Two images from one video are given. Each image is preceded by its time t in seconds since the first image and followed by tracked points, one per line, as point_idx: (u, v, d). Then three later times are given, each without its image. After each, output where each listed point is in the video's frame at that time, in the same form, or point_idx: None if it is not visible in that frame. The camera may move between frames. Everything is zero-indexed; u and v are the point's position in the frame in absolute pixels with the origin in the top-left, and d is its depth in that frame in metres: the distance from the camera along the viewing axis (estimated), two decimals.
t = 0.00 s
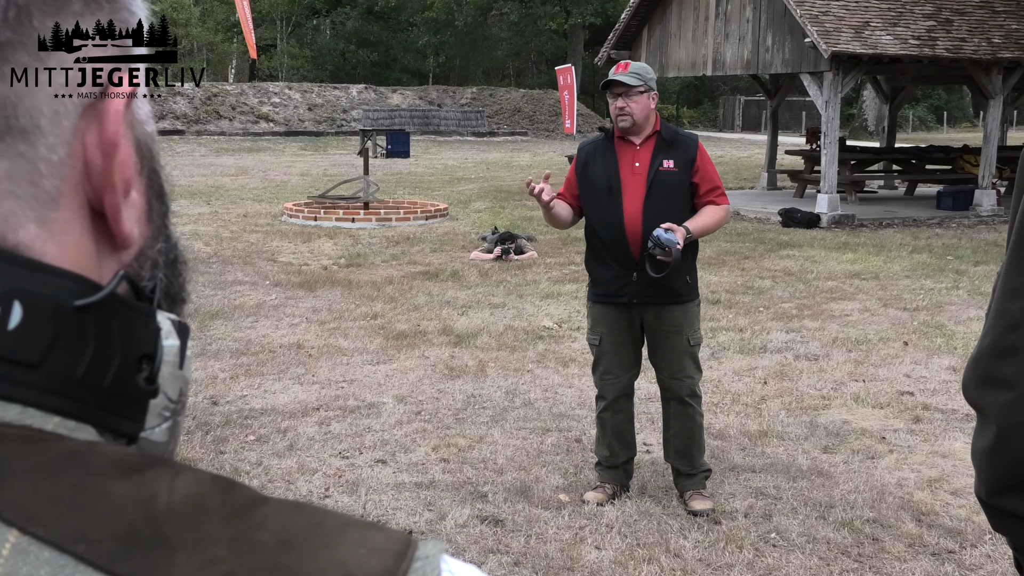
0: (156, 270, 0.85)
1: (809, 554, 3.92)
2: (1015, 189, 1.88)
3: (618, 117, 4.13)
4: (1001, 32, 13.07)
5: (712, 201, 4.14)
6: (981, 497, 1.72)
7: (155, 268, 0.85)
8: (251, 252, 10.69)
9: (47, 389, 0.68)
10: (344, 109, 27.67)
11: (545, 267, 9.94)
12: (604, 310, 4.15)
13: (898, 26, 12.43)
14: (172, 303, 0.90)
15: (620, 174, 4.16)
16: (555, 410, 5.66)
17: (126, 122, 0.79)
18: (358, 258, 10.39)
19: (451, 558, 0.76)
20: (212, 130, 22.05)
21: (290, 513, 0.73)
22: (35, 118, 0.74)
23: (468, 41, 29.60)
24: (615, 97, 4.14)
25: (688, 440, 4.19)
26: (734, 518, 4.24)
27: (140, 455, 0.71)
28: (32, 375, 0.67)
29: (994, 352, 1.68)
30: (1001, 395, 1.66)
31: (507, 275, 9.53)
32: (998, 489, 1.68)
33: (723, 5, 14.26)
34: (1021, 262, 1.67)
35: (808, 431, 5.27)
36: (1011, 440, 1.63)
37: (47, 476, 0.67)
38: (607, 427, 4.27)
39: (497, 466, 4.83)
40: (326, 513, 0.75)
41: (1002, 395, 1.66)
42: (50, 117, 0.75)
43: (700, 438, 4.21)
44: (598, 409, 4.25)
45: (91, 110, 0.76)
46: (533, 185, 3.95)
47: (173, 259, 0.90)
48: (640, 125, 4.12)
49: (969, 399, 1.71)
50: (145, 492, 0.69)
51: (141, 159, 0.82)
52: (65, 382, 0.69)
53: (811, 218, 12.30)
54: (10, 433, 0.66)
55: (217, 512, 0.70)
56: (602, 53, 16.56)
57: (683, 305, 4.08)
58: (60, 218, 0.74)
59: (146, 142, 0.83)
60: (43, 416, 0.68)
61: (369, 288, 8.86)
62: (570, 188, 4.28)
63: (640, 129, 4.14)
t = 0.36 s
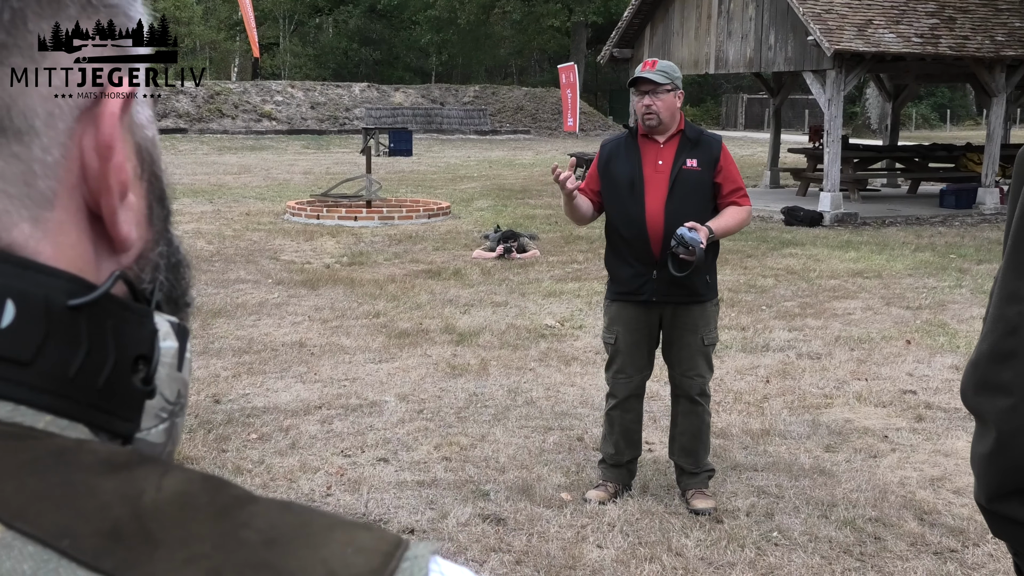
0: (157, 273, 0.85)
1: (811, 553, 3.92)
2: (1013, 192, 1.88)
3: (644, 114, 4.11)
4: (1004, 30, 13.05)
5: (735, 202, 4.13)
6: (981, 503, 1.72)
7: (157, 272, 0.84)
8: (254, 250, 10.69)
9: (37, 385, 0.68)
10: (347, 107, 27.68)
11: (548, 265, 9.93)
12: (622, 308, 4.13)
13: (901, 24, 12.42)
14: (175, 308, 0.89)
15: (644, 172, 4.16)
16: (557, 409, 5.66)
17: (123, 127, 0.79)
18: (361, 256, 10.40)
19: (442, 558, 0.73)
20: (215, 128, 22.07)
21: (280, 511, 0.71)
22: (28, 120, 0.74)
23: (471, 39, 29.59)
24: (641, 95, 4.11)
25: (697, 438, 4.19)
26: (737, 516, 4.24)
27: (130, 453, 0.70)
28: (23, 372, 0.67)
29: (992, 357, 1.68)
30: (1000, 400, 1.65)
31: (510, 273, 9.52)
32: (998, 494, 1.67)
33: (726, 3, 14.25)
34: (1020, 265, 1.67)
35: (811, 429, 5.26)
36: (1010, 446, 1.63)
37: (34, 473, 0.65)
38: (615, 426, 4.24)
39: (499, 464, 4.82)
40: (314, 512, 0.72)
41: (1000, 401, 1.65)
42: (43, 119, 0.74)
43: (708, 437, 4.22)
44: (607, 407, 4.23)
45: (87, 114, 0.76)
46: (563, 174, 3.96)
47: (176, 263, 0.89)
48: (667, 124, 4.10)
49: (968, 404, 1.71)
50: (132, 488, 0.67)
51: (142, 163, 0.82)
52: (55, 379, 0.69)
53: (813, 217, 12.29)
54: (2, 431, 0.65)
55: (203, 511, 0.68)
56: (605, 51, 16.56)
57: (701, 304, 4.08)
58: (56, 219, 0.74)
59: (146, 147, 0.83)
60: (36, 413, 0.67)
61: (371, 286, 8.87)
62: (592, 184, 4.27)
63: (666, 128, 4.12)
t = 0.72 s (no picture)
0: (155, 282, 0.85)
1: (813, 553, 3.91)
2: (1014, 193, 1.88)
3: (653, 115, 4.12)
4: (1007, 30, 13.03)
5: (741, 204, 4.14)
6: (983, 507, 1.72)
7: (154, 280, 0.85)
8: (257, 250, 10.70)
9: (29, 388, 0.68)
10: (350, 106, 27.69)
11: (550, 265, 9.93)
12: (626, 308, 4.13)
13: (903, 24, 12.41)
14: (171, 315, 0.90)
15: (651, 171, 4.16)
16: (560, 409, 5.66)
17: (121, 137, 0.79)
18: (364, 256, 10.40)
19: (427, 558, 0.74)
20: (218, 128, 22.09)
21: (267, 511, 0.71)
22: (27, 128, 0.74)
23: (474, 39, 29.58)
24: (649, 97, 4.12)
25: (699, 438, 4.19)
26: (739, 516, 4.24)
27: (120, 454, 0.70)
28: (19, 375, 0.68)
29: (995, 361, 1.68)
30: (1004, 404, 1.65)
31: (512, 273, 9.52)
32: (1000, 499, 1.68)
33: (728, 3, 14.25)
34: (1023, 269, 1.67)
35: (812, 429, 5.26)
36: (1013, 451, 1.63)
37: (25, 474, 0.65)
38: (617, 425, 4.25)
39: (502, 464, 4.83)
40: (302, 513, 0.72)
41: (1004, 405, 1.65)
42: (43, 127, 0.74)
43: (711, 436, 4.22)
44: (610, 407, 4.24)
45: (85, 124, 0.76)
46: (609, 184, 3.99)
47: (174, 270, 0.90)
48: (674, 126, 4.11)
49: (971, 408, 1.71)
50: (122, 489, 0.67)
51: (140, 173, 0.82)
52: (50, 381, 0.69)
53: (816, 216, 12.28)
54: None
55: (193, 509, 0.68)
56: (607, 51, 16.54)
57: (705, 304, 4.08)
58: (54, 227, 0.74)
59: (146, 156, 0.83)
60: (30, 415, 0.68)
61: (374, 286, 8.87)
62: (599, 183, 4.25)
63: (674, 129, 4.12)
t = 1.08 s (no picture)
0: (143, 284, 0.84)
1: (814, 553, 3.92)
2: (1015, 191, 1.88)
3: (653, 116, 4.12)
4: (1008, 31, 13.02)
5: (740, 205, 4.15)
6: (983, 504, 1.73)
7: (143, 282, 0.84)
8: (259, 250, 10.71)
9: (26, 384, 0.69)
10: (352, 107, 27.70)
11: (552, 266, 9.93)
12: (626, 309, 4.14)
13: (905, 25, 12.40)
14: (160, 316, 0.89)
15: (650, 172, 4.16)
16: (561, 409, 5.67)
17: (112, 141, 0.78)
18: (365, 257, 10.41)
19: (408, 549, 0.77)
20: (220, 129, 22.10)
21: (255, 501, 0.73)
22: (21, 131, 0.74)
23: (476, 39, 29.58)
24: (649, 97, 4.13)
25: (699, 438, 4.20)
26: (740, 517, 4.24)
27: (114, 446, 0.72)
28: (14, 371, 0.69)
29: (997, 361, 1.68)
30: (1006, 403, 1.65)
31: (514, 274, 9.52)
32: (1000, 498, 1.69)
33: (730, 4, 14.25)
34: None
35: (814, 430, 5.26)
36: (1014, 450, 1.63)
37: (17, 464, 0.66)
38: (618, 425, 4.25)
39: (503, 465, 4.83)
40: (289, 503, 0.75)
41: (1006, 405, 1.65)
42: (36, 131, 0.74)
43: (711, 436, 4.23)
44: (611, 407, 4.24)
45: (76, 128, 0.76)
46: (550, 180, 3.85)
47: (163, 273, 0.89)
48: (673, 126, 4.12)
49: (972, 406, 1.71)
50: (115, 478, 0.69)
51: (130, 176, 0.81)
52: (43, 378, 0.70)
53: (818, 217, 12.27)
54: None
55: (185, 497, 0.71)
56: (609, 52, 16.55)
57: (704, 305, 4.09)
58: (46, 228, 0.75)
59: (134, 161, 0.82)
60: (25, 409, 0.69)
61: (375, 287, 8.88)
62: (597, 184, 4.25)
63: (672, 129, 4.13)
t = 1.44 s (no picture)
0: (132, 281, 0.84)
1: (816, 554, 3.92)
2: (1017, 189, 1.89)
3: (648, 117, 4.12)
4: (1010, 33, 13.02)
5: (738, 207, 4.15)
6: (986, 500, 1.74)
7: (131, 279, 0.84)
8: (260, 252, 10.71)
9: (21, 376, 0.69)
10: (354, 110, 27.71)
11: (553, 268, 9.94)
12: (624, 310, 4.15)
13: (907, 27, 12.39)
14: (147, 313, 0.89)
15: (648, 174, 4.17)
16: (563, 411, 5.67)
17: (102, 143, 0.78)
18: (367, 259, 10.41)
19: (393, 532, 0.79)
20: (222, 131, 22.12)
21: (244, 487, 0.74)
22: (13, 131, 0.74)
23: (477, 42, 29.59)
24: (645, 97, 4.13)
25: (699, 439, 4.20)
26: (741, 518, 4.24)
27: (105, 435, 0.71)
28: (9, 363, 0.69)
29: (999, 357, 1.69)
30: (1007, 400, 1.66)
31: (515, 276, 9.53)
32: (1001, 493, 1.70)
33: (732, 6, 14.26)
34: None
35: (816, 431, 5.26)
36: (1016, 446, 1.64)
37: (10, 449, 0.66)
38: (618, 426, 4.26)
39: (505, 466, 4.84)
40: (275, 489, 0.76)
41: (1007, 400, 1.66)
42: (29, 131, 0.75)
43: (711, 437, 4.23)
44: (611, 408, 4.25)
45: (67, 130, 0.76)
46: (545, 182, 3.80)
47: (149, 273, 0.89)
48: (670, 127, 4.12)
49: (974, 403, 1.72)
50: (108, 465, 0.69)
51: (117, 178, 0.82)
52: (37, 369, 0.70)
53: (820, 219, 12.27)
54: None
55: (175, 483, 0.71)
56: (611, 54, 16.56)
57: (702, 307, 4.10)
58: (39, 225, 0.74)
59: (123, 162, 0.83)
60: (17, 399, 0.69)
61: (377, 289, 8.89)
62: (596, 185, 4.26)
63: (669, 131, 4.14)
